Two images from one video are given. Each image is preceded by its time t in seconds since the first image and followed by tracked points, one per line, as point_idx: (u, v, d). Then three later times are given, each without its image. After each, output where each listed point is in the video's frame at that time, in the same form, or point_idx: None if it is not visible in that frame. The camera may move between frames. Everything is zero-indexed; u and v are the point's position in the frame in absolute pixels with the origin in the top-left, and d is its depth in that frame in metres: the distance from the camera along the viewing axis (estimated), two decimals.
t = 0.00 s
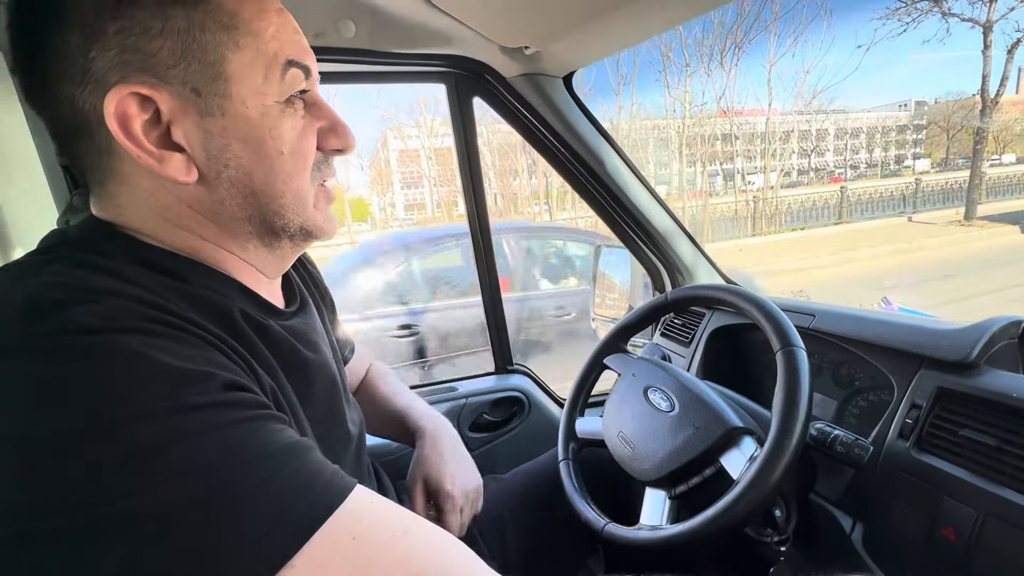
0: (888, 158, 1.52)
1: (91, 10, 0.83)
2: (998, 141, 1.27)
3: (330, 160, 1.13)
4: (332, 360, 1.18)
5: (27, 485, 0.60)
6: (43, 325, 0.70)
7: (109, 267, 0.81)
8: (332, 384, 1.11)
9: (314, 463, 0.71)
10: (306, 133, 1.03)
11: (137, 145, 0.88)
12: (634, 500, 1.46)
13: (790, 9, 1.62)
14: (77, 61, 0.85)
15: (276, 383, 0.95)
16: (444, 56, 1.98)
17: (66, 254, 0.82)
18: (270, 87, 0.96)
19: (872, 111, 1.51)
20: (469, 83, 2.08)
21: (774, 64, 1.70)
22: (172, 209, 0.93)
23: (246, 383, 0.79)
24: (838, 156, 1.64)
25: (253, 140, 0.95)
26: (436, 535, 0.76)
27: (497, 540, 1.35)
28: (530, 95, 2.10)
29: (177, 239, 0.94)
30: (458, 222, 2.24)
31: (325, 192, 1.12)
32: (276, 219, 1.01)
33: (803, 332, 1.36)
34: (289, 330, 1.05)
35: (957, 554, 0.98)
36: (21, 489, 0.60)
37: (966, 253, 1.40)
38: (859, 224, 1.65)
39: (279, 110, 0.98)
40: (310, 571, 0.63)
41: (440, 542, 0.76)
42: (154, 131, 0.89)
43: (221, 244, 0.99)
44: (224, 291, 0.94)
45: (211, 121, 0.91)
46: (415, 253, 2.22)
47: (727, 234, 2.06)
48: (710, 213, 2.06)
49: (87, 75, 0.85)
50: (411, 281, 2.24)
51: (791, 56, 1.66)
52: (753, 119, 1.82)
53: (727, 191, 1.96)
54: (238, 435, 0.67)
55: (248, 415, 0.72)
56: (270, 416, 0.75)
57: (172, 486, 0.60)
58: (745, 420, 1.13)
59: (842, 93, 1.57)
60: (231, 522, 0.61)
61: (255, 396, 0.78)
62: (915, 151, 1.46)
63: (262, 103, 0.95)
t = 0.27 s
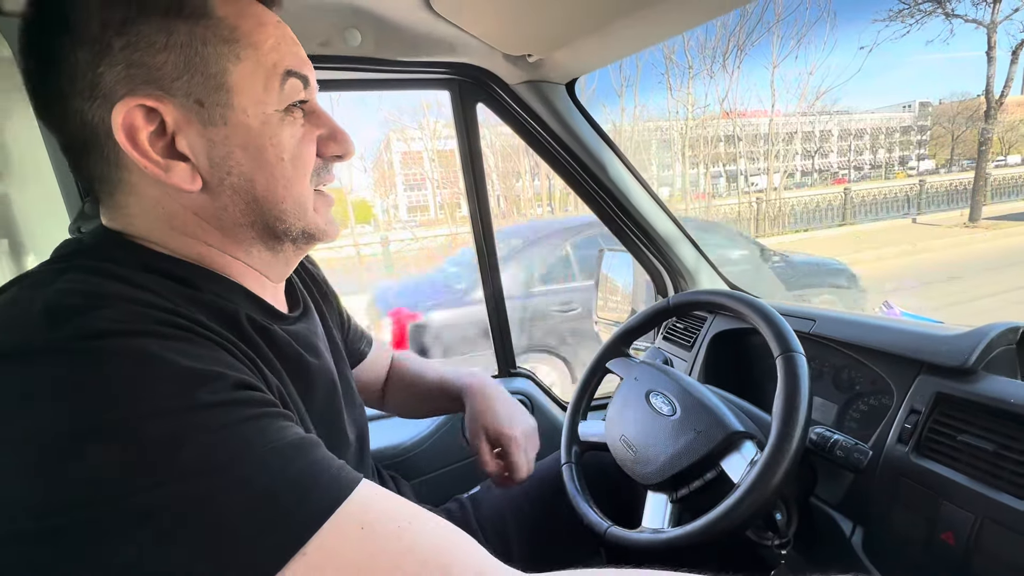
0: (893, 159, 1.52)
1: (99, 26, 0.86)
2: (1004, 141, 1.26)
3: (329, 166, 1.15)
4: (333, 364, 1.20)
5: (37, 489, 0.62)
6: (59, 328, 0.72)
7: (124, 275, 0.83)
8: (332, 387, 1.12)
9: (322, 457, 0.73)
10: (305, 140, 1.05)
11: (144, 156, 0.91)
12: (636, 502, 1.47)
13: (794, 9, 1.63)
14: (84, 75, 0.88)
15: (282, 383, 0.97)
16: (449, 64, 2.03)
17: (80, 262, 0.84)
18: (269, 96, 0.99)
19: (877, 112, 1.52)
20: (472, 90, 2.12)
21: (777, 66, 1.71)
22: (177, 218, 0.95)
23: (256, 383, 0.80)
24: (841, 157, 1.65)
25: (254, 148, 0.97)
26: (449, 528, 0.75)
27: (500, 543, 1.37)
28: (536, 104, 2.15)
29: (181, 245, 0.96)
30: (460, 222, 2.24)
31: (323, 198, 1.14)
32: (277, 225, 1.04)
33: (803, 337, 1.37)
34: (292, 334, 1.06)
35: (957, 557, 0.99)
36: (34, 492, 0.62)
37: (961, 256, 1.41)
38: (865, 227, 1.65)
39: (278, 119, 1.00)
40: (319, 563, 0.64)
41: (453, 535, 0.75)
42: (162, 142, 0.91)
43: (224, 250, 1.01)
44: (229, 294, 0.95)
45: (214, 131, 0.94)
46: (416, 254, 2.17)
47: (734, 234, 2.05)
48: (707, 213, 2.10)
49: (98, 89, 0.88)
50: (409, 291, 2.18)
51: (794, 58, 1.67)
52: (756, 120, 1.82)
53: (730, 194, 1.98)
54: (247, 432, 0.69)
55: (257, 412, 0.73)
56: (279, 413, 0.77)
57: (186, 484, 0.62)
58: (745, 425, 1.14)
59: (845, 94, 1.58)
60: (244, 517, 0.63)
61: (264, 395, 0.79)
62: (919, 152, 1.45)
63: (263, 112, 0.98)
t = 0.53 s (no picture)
0: (896, 160, 1.52)
1: (160, 37, 0.91)
2: (1008, 141, 1.25)
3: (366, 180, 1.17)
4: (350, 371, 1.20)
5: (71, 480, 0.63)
6: (98, 326, 0.72)
7: (158, 276, 0.85)
8: (348, 397, 1.12)
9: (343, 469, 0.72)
10: (344, 153, 1.08)
11: (189, 162, 0.93)
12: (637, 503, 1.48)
13: (795, 10, 1.61)
14: (142, 83, 0.92)
15: (306, 390, 0.97)
16: (452, 67, 2.04)
17: (119, 263, 0.85)
18: (313, 111, 1.02)
19: (880, 113, 1.53)
20: (474, 92, 2.12)
21: (779, 67, 1.70)
22: (215, 219, 0.97)
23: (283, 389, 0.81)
24: (844, 159, 1.66)
25: (293, 159, 1.00)
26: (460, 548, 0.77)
27: (501, 545, 1.37)
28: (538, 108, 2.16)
29: (220, 249, 0.99)
30: (462, 224, 2.24)
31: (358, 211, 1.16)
32: (308, 233, 1.06)
33: (805, 338, 1.37)
34: (314, 342, 1.07)
35: (956, 559, 0.99)
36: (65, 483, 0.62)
37: (960, 258, 1.41)
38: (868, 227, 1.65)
39: (320, 132, 1.03)
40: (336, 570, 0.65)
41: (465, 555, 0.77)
42: (206, 150, 0.94)
43: (259, 257, 1.04)
44: (253, 300, 0.96)
45: (258, 142, 0.97)
46: (417, 254, 2.12)
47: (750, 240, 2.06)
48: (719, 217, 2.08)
49: (154, 97, 0.92)
50: (412, 300, 2.11)
51: (796, 59, 1.66)
52: (758, 122, 1.82)
53: (733, 195, 2.00)
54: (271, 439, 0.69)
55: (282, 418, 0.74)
56: (304, 420, 0.77)
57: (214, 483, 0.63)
58: (747, 426, 1.15)
59: (847, 94, 1.58)
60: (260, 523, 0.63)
61: (289, 401, 0.80)
62: (922, 153, 1.45)
63: (306, 125, 1.01)
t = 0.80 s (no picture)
0: (898, 160, 1.52)
1: (291, 45, 0.91)
2: (1010, 143, 1.27)
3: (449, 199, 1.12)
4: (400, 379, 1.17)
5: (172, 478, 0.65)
6: (219, 330, 0.73)
7: (260, 276, 0.85)
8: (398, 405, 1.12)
9: (409, 512, 0.74)
10: (436, 171, 1.04)
11: (300, 166, 0.92)
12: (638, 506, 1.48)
13: (797, 12, 1.61)
14: (265, 86, 0.92)
15: (372, 399, 0.97)
16: (454, 69, 2.07)
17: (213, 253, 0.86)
18: (416, 128, 0.99)
19: (879, 114, 1.54)
20: (475, 95, 2.14)
21: (780, 69, 1.71)
22: (311, 223, 0.96)
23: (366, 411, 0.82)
24: (846, 159, 1.64)
25: (394, 172, 0.97)
26: None
27: (500, 548, 1.36)
28: (537, 107, 2.17)
29: (302, 244, 0.97)
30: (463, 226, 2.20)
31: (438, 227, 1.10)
32: (391, 245, 1.02)
33: (806, 340, 1.37)
34: (377, 350, 1.05)
35: (959, 561, 0.99)
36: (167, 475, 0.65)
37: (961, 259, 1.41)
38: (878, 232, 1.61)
39: (418, 148, 1.00)
40: None
41: None
42: (319, 154, 0.93)
43: (343, 259, 1.01)
44: (336, 308, 0.95)
45: (363, 153, 0.95)
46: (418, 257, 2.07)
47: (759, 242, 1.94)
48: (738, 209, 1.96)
49: (273, 100, 0.92)
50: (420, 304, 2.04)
51: (797, 60, 1.66)
52: (760, 123, 1.83)
53: (734, 195, 1.98)
54: (353, 471, 0.71)
55: (364, 448, 0.75)
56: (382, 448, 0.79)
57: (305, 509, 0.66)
58: (749, 429, 1.15)
59: (848, 96, 1.59)
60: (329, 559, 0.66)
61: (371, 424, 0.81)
62: (924, 155, 1.46)
63: (407, 140, 0.98)
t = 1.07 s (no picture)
0: (897, 162, 1.49)
1: (438, 61, 0.93)
2: (1010, 144, 1.26)
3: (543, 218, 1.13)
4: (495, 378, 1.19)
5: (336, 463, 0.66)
6: (400, 331, 0.74)
7: (408, 277, 0.86)
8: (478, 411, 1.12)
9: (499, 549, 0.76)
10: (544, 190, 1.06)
11: (433, 172, 0.93)
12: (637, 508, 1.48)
13: (796, 13, 1.65)
14: (406, 94, 0.93)
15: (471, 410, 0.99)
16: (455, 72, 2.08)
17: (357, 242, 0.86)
18: (535, 146, 1.01)
19: (879, 116, 1.54)
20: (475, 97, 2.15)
21: (779, 70, 1.75)
22: (431, 226, 0.96)
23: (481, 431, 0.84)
24: (846, 161, 1.64)
25: (513, 188, 0.99)
26: None
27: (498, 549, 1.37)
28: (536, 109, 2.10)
29: (418, 242, 0.97)
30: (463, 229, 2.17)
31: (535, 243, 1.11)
32: (496, 255, 1.04)
33: (805, 342, 1.37)
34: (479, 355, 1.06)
35: (958, 565, 0.99)
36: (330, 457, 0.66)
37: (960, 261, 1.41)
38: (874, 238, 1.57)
39: (534, 165, 1.02)
40: None
41: None
42: (449, 163, 0.93)
43: (452, 262, 1.02)
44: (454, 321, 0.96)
45: (490, 165, 0.96)
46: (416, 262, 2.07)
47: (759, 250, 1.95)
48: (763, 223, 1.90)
49: (414, 109, 0.93)
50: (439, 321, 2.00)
51: (797, 61, 1.70)
52: (761, 124, 1.86)
53: (734, 197, 1.97)
54: (468, 497, 0.73)
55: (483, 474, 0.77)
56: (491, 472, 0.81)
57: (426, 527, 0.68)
58: (747, 432, 1.15)
59: (848, 98, 1.61)
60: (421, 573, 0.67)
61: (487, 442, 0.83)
62: (923, 156, 1.43)
63: (528, 157, 1.00)
